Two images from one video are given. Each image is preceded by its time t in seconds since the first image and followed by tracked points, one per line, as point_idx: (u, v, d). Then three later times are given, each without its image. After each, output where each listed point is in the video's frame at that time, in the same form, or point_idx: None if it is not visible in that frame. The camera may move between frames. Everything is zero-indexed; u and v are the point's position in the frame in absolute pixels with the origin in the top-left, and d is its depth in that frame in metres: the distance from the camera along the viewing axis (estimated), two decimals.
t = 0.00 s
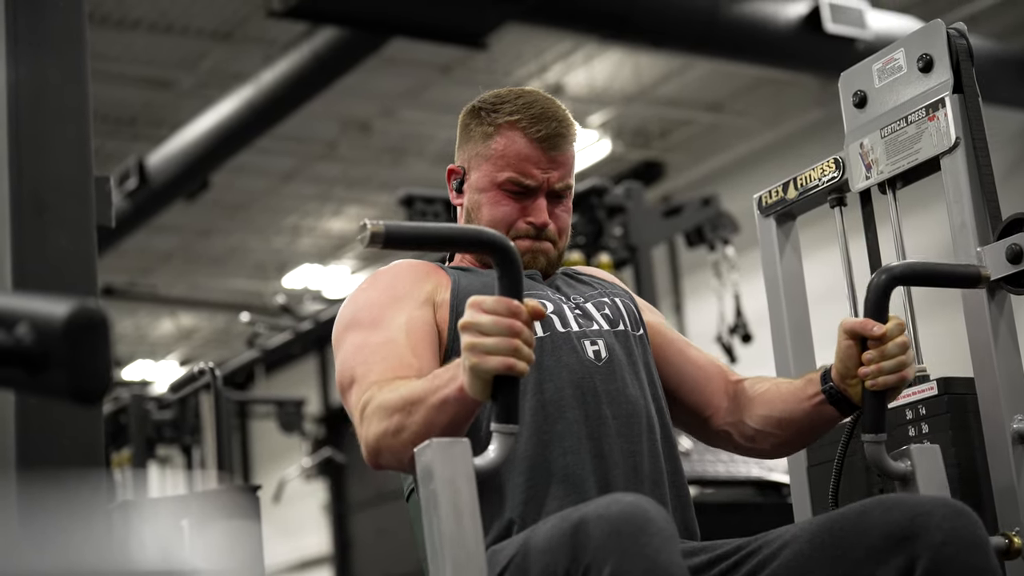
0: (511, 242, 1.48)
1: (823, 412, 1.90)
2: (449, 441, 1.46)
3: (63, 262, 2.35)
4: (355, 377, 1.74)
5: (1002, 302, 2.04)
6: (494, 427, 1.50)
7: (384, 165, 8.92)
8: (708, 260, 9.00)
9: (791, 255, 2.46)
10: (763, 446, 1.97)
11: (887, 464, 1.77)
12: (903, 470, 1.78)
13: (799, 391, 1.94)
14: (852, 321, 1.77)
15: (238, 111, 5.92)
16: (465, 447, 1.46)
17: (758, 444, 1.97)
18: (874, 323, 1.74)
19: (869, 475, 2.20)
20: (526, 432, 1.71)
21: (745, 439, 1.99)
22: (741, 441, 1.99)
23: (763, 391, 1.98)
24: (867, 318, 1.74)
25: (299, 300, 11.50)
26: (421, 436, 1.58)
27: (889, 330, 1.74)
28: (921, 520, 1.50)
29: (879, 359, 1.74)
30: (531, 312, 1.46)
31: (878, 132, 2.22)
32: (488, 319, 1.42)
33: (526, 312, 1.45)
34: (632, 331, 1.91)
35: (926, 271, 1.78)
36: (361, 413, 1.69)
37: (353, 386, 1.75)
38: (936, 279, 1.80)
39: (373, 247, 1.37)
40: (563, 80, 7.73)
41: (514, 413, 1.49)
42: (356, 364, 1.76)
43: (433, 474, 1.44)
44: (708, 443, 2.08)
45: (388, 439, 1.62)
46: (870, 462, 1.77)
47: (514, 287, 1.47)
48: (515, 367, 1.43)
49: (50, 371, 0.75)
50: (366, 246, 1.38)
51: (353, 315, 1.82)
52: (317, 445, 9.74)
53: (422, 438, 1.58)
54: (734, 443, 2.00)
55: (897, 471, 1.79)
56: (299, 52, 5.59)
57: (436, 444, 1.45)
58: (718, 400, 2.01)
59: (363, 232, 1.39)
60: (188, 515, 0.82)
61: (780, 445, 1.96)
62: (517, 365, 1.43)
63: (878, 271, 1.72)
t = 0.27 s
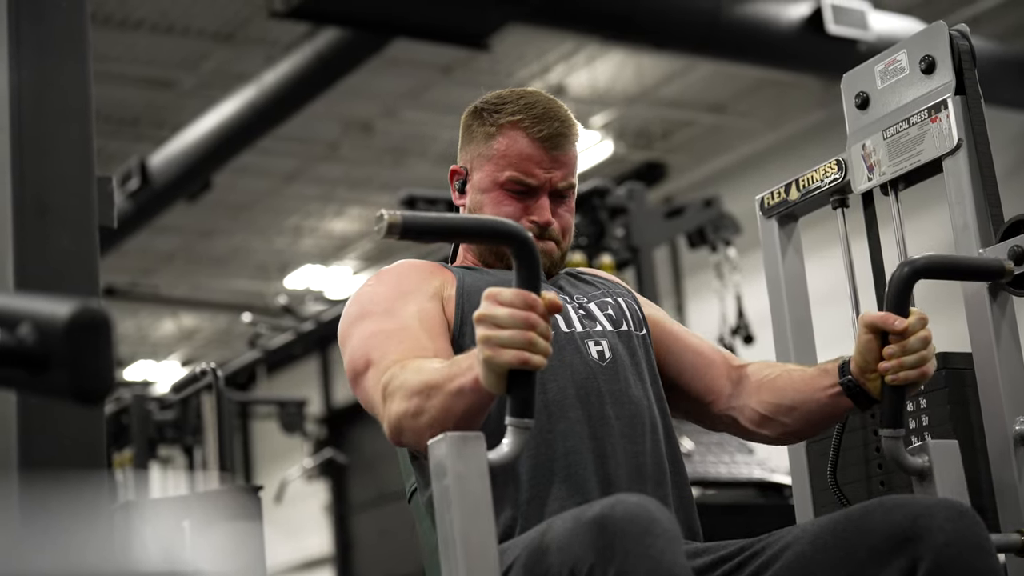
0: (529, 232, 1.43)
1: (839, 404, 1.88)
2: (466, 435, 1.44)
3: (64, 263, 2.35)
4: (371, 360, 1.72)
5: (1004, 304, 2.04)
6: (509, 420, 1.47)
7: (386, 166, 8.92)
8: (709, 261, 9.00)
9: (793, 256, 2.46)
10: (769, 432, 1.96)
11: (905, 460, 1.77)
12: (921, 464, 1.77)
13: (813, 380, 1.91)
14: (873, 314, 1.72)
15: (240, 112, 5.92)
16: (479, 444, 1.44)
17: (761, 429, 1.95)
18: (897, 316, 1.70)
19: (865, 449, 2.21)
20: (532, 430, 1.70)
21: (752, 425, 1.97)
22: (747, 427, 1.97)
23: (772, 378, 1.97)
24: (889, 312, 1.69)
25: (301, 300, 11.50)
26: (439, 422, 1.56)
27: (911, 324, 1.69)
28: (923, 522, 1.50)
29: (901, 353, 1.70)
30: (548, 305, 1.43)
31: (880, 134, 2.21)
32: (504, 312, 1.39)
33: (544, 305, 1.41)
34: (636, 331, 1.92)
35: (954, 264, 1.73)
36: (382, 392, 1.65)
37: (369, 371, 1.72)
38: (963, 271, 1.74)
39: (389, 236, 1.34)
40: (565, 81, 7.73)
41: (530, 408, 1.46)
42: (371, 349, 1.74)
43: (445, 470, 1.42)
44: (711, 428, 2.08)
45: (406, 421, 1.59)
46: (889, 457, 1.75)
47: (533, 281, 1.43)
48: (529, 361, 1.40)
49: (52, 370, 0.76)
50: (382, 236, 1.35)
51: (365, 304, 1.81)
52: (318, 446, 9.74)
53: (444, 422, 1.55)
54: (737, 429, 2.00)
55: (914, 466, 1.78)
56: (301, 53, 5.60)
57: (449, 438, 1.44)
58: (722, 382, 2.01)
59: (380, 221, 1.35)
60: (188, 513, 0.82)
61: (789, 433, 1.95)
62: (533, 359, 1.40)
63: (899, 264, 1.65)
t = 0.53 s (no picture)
0: (548, 225, 1.41)
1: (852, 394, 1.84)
2: (479, 431, 1.43)
3: (67, 264, 2.36)
4: (390, 342, 1.68)
5: (1005, 307, 2.05)
6: (521, 415, 1.46)
7: (388, 166, 8.92)
8: (711, 262, 9.01)
9: (796, 258, 2.47)
10: (770, 411, 1.94)
11: (922, 457, 1.73)
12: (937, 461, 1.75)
13: (827, 365, 1.87)
14: (895, 308, 1.67)
15: (243, 112, 5.92)
16: (492, 442, 1.43)
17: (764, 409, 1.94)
18: (918, 313, 1.64)
19: (864, 426, 2.24)
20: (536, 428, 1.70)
21: (751, 401, 1.96)
22: (746, 403, 1.96)
23: (776, 358, 1.95)
24: (911, 308, 1.64)
25: (302, 301, 11.51)
26: (461, 405, 1.51)
27: (933, 321, 1.64)
28: (925, 522, 1.50)
29: (923, 351, 1.65)
30: (566, 298, 1.40)
31: (883, 136, 2.22)
32: (519, 306, 1.36)
33: (560, 298, 1.38)
34: (636, 333, 1.93)
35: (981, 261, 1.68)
36: (410, 368, 1.60)
37: (389, 352, 1.69)
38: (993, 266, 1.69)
39: (404, 228, 1.32)
40: (567, 82, 7.74)
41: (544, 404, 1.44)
42: (390, 332, 1.70)
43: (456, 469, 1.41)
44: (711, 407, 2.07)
45: (431, 399, 1.55)
46: (906, 454, 1.72)
47: (550, 274, 1.41)
48: (545, 357, 1.37)
49: (55, 369, 0.76)
50: (397, 228, 1.33)
51: (378, 293, 1.78)
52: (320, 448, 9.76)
53: (468, 402, 1.50)
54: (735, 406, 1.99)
55: (931, 463, 1.75)
56: (304, 53, 5.60)
57: (461, 433, 1.42)
58: (719, 357, 2.00)
59: (396, 214, 1.33)
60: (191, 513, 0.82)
61: (788, 413, 1.93)
62: (548, 353, 1.37)
63: (923, 258, 1.61)
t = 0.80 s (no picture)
0: (557, 225, 1.41)
1: (857, 393, 1.83)
2: (485, 432, 1.43)
3: (69, 265, 2.36)
4: (401, 337, 1.68)
5: (1007, 309, 2.05)
6: (527, 416, 1.46)
7: (389, 167, 8.92)
8: (713, 264, 9.01)
9: (797, 260, 2.47)
10: (768, 403, 1.94)
11: (928, 457, 1.73)
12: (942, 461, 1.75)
13: (830, 360, 1.87)
14: (902, 308, 1.66)
15: (244, 113, 5.92)
16: (497, 442, 1.43)
17: (762, 400, 1.94)
18: (927, 313, 1.64)
19: (864, 421, 2.26)
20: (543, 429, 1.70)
21: (749, 392, 1.96)
22: (744, 393, 1.97)
23: (775, 349, 1.96)
24: (919, 308, 1.64)
25: (303, 302, 11.51)
26: (473, 400, 1.50)
27: (942, 322, 1.63)
28: (925, 525, 1.50)
29: (933, 352, 1.65)
30: (573, 298, 1.40)
31: (884, 138, 2.21)
32: (526, 306, 1.36)
33: (567, 299, 1.38)
34: (636, 337, 1.94)
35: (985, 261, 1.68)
36: (425, 361, 1.60)
37: (400, 347, 1.68)
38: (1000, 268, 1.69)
39: (411, 229, 1.32)
40: (568, 84, 7.73)
41: (549, 404, 1.44)
42: (401, 326, 1.69)
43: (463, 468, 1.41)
44: (711, 398, 2.08)
45: (446, 392, 1.54)
46: (913, 454, 1.72)
47: (558, 274, 1.41)
48: (551, 358, 1.37)
49: (56, 372, 0.77)
50: (404, 227, 1.33)
51: (386, 293, 1.78)
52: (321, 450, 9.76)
53: (479, 397, 1.50)
54: (732, 395, 2.00)
55: (937, 463, 1.76)
56: (305, 54, 5.60)
57: (467, 433, 1.42)
58: (714, 345, 2.03)
59: (403, 214, 1.33)
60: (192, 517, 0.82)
61: (786, 407, 1.93)
62: (554, 354, 1.37)
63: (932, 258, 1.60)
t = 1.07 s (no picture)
0: (557, 226, 1.41)
1: (856, 395, 1.83)
2: (484, 432, 1.43)
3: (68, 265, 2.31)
4: (401, 338, 1.68)
5: (1005, 311, 2.06)
6: (526, 417, 1.46)
7: (390, 168, 8.93)
8: (713, 266, 9.01)
9: (797, 261, 2.47)
10: (766, 404, 1.94)
11: (928, 459, 1.72)
12: (940, 464, 1.74)
13: (828, 362, 1.87)
14: (902, 310, 1.67)
15: (245, 113, 5.92)
16: (497, 442, 1.43)
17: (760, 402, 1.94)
18: (927, 315, 1.64)
19: (863, 423, 2.26)
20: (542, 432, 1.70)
21: (746, 393, 1.96)
22: (741, 393, 1.97)
23: (774, 350, 1.95)
24: (920, 310, 1.64)
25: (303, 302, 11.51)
26: (472, 401, 1.51)
27: (942, 324, 1.63)
28: (922, 527, 1.49)
29: (933, 353, 1.65)
30: (573, 299, 1.40)
31: (884, 140, 2.22)
32: (524, 307, 1.36)
33: (566, 300, 1.38)
34: (635, 339, 1.94)
35: (984, 263, 1.68)
36: (425, 362, 1.60)
37: (399, 348, 1.68)
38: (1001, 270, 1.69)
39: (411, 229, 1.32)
40: (569, 85, 7.73)
41: (548, 404, 1.44)
42: (401, 328, 1.69)
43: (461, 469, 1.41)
44: (708, 399, 2.08)
45: (446, 392, 1.55)
46: (911, 457, 1.72)
47: (558, 276, 1.41)
48: (550, 358, 1.37)
49: (55, 371, 0.78)
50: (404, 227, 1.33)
51: (385, 295, 1.78)
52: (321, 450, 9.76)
53: (477, 398, 1.50)
54: (730, 396, 2.00)
55: (936, 464, 1.75)
56: (306, 54, 5.60)
57: (466, 434, 1.42)
58: (712, 346, 2.03)
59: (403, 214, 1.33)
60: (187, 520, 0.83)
61: (784, 408, 1.93)
62: (553, 355, 1.37)
63: (931, 260, 1.60)
